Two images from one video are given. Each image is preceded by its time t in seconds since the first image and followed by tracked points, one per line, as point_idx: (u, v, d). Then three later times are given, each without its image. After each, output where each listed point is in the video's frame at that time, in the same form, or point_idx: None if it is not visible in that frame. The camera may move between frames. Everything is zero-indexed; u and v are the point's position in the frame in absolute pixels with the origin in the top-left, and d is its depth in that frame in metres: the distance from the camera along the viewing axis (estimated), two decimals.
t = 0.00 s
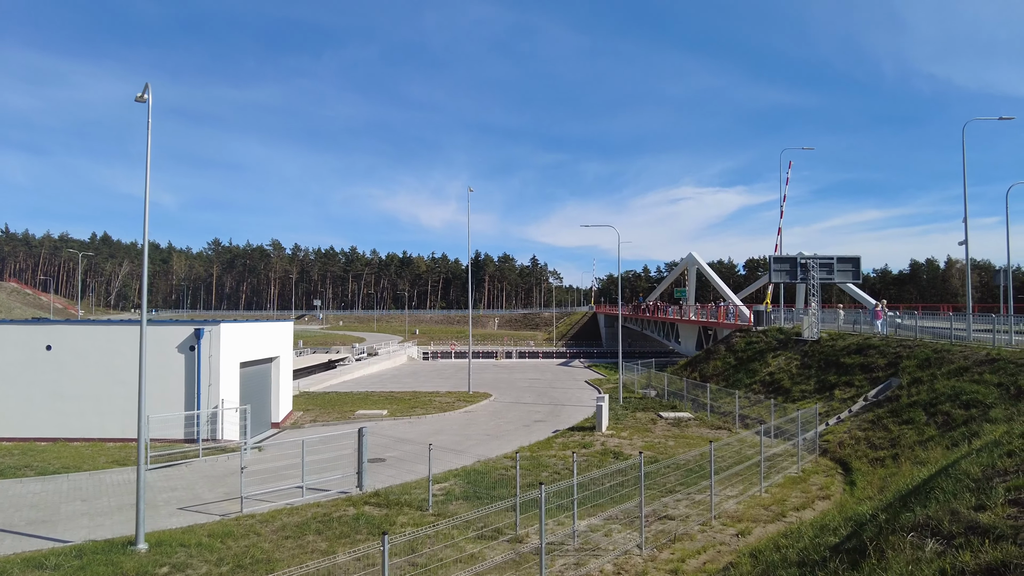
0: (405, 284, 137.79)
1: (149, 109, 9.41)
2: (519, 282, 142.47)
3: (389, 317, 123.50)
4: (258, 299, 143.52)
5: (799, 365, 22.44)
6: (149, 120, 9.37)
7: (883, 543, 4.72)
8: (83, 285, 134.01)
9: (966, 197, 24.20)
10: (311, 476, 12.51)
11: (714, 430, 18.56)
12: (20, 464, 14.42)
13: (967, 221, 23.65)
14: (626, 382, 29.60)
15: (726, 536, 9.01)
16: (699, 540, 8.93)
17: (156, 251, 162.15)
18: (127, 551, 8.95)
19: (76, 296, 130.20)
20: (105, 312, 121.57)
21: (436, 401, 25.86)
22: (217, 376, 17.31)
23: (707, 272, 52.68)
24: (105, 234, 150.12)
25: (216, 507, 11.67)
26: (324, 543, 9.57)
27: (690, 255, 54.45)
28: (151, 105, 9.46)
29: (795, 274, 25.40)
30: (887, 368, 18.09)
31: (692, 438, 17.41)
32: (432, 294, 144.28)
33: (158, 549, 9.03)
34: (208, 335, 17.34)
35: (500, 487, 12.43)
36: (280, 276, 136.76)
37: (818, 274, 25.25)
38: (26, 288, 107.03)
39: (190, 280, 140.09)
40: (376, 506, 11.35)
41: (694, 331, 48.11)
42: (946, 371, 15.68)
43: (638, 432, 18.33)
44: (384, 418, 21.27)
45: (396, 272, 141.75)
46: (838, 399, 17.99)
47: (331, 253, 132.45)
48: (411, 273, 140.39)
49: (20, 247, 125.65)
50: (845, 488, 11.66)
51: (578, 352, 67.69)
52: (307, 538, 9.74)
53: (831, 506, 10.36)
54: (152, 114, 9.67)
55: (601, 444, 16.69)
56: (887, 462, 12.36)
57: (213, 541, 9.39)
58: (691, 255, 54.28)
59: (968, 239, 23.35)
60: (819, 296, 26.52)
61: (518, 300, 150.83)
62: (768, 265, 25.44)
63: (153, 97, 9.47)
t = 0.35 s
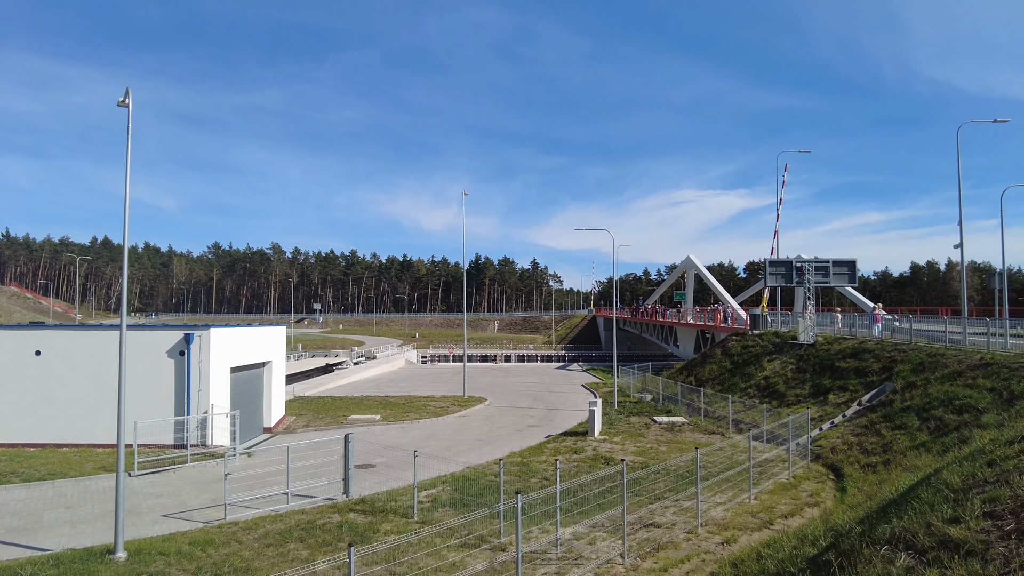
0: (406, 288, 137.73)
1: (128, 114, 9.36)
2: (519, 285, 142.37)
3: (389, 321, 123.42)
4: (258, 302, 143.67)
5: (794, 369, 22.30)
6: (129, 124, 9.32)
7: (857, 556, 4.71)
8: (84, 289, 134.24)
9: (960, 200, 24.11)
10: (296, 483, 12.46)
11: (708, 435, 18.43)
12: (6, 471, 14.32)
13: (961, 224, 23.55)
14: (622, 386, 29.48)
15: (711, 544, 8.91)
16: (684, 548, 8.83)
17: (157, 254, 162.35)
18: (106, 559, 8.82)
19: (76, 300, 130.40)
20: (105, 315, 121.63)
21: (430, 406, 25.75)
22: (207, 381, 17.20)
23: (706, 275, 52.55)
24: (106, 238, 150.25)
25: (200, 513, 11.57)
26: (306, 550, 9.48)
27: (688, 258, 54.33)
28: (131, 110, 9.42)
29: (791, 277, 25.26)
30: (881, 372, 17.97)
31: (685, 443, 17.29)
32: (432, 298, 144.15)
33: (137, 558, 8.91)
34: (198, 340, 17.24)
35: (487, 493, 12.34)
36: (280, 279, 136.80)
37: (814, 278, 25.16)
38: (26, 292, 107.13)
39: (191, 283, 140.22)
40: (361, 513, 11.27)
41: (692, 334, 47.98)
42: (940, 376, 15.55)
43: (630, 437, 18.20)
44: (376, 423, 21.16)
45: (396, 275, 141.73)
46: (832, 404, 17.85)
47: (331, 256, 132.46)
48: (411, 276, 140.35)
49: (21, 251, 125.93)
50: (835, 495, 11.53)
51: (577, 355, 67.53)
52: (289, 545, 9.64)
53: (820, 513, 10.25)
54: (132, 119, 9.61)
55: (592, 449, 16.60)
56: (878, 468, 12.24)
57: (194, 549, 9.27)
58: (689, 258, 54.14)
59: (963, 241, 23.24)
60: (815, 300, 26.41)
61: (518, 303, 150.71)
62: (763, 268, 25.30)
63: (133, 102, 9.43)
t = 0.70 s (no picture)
0: (406, 287, 137.57)
1: (106, 110, 9.28)
2: (519, 284, 142.13)
3: (389, 320, 123.25)
4: (259, 301, 143.57)
5: (790, 369, 22.13)
6: (106, 119, 9.24)
7: (832, 562, 4.69)
8: (84, 287, 134.21)
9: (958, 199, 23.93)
10: (282, 483, 12.34)
11: (701, 435, 18.30)
12: None
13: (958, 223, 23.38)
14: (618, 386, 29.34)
15: (696, 547, 8.77)
16: (667, 551, 8.69)
17: (158, 253, 162.41)
18: (81, 561, 8.67)
19: (77, 299, 130.41)
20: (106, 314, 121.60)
21: (424, 405, 25.61)
22: (195, 380, 17.07)
23: (704, 275, 52.40)
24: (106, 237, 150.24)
25: (183, 513, 11.44)
26: (285, 552, 9.33)
27: (687, 257, 54.15)
28: (108, 106, 9.31)
29: (788, 276, 25.10)
30: (876, 372, 17.80)
31: (678, 443, 17.15)
32: (432, 297, 143.95)
33: (113, 560, 8.74)
34: (187, 339, 17.13)
35: (474, 493, 12.20)
36: (280, 278, 136.66)
37: (810, 276, 24.94)
38: (26, 291, 107.13)
39: (191, 282, 140.16)
40: (345, 514, 11.15)
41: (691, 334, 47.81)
42: (935, 376, 15.38)
43: (623, 437, 18.04)
44: (368, 423, 21.03)
45: (397, 274, 141.46)
46: (827, 404, 17.67)
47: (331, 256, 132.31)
48: (411, 276, 140.14)
49: (22, 250, 125.92)
50: (826, 497, 11.37)
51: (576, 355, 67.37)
52: (269, 547, 9.50)
53: (809, 515, 10.10)
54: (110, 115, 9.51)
55: (583, 449, 16.47)
56: (870, 470, 12.08)
57: (172, 550, 9.11)
58: (688, 257, 53.96)
59: (961, 240, 23.05)
60: (811, 299, 26.23)
61: (518, 303, 150.46)
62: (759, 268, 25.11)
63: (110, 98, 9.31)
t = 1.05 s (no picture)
0: (407, 284, 137.53)
1: (84, 105, 9.17)
2: (521, 281, 141.98)
3: (391, 316, 123.23)
4: (260, 298, 143.64)
5: (787, 367, 21.97)
6: (85, 115, 9.14)
7: (805, 567, 4.74)
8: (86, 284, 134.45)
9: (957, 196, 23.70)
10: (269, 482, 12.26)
11: (696, 433, 18.18)
12: None
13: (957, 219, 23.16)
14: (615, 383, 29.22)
15: (682, 548, 8.65)
16: (653, 552, 8.57)
17: (160, 250, 162.64)
18: (59, 561, 8.55)
19: (79, 296, 130.64)
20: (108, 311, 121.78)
21: (419, 402, 25.53)
22: (186, 377, 16.97)
23: (704, 271, 52.21)
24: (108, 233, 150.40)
25: (168, 511, 11.33)
26: (268, 551, 9.22)
27: (687, 254, 53.92)
28: (87, 101, 9.19)
29: (785, 273, 24.91)
30: (873, 370, 17.63)
31: (672, 441, 17.03)
32: (434, 293, 143.86)
33: (92, 559, 8.61)
34: (178, 336, 17.02)
35: (462, 492, 12.09)
36: (282, 275, 136.68)
37: (808, 273, 24.74)
38: (28, 287, 107.30)
39: (193, 279, 140.31)
40: (331, 513, 11.05)
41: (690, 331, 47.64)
42: (932, 374, 15.20)
43: (617, 435, 17.92)
44: (363, 420, 20.94)
45: (398, 271, 141.31)
46: (822, 402, 17.52)
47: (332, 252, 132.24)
48: (412, 272, 140.03)
49: (24, 247, 126.14)
50: (818, 497, 11.23)
51: (576, 352, 67.27)
52: (251, 546, 9.37)
53: (799, 516, 9.96)
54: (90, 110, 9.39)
55: (576, 447, 16.36)
56: (863, 469, 11.93)
57: (152, 550, 8.97)
58: (688, 254, 53.74)
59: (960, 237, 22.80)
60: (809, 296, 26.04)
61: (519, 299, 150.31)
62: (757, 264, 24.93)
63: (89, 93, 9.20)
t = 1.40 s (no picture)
0: (410, 279, 137.52)
1: (65, 100, 9.08)
2: (523, 276, 141.75)
3: (394, 312, 123.26)
4: (264, 294, 143.92)
5: (786, 363, 21.78)
6: (66, 111, 9.05)
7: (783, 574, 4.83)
8: (91, 280, 134.91)
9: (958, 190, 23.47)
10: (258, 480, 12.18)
11: (692, 429, 18.03)
12: None
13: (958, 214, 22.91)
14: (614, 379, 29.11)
15: (671, 548, 8.52)
16: (640, 553, 8.44)
17: (164, 246, 163.05)
18: (41, 560, 8.45)
19: (84, 291, 131.14)
20: (112, 307, 122.17)
21: (417, 399, 25.45)
22: (179, 374, 16.88)
23: (705, 266, 51.95)
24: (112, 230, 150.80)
25: (156, 509, 11.23)
26: (252, 550, 9.11)
27: (688, 248, 53.64)
28: (67, 97, 9.07)
29: (785, 269, 24.69)
30: (872, 366, 17.43)
31: (668, 438, 16.90)
32: (437, 289, 143.81)
33: (74, 559, 8.52)
34: (171, 333, 16.94)
35: (453, 491, 11.96)
36: (284, 271, 136.78)
37: (808, 268, 24.49)
38: (33, 284, 107.77)
39: (197, 275, 140.59)
40: (319, 512, 10.96)
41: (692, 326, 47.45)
42: (930, 370, 15.01)
43: (613, 432, 17.79)
44: (358, 417, 20.89)
45: (401, 267, 141.19)
46: (821, 399, 17.34)
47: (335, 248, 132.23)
48: (415, 268, 139.92)
49: (28, 243, 126.58)
50: (812, 496, 11.07)
51: (578, 347, 67.13)
52: (235, 546, 9.26)
53: (792, 516, 9.81)
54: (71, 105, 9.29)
55: (571, 444, 16.24)
56: (860, 467, 11.77)
57: (135, 549, 8.86)
58: (689, 249, 53.47)
59: (961, 232, 22.55)
60: (809, 291, 25.82)
61: (522, 295, 150.15)
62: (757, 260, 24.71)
63: (70, 90, 9.09)
